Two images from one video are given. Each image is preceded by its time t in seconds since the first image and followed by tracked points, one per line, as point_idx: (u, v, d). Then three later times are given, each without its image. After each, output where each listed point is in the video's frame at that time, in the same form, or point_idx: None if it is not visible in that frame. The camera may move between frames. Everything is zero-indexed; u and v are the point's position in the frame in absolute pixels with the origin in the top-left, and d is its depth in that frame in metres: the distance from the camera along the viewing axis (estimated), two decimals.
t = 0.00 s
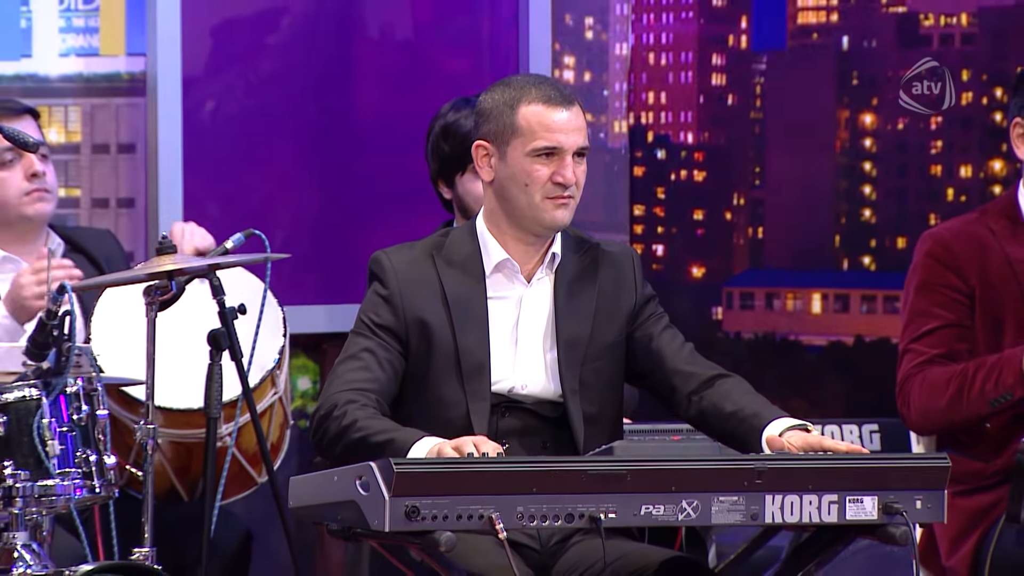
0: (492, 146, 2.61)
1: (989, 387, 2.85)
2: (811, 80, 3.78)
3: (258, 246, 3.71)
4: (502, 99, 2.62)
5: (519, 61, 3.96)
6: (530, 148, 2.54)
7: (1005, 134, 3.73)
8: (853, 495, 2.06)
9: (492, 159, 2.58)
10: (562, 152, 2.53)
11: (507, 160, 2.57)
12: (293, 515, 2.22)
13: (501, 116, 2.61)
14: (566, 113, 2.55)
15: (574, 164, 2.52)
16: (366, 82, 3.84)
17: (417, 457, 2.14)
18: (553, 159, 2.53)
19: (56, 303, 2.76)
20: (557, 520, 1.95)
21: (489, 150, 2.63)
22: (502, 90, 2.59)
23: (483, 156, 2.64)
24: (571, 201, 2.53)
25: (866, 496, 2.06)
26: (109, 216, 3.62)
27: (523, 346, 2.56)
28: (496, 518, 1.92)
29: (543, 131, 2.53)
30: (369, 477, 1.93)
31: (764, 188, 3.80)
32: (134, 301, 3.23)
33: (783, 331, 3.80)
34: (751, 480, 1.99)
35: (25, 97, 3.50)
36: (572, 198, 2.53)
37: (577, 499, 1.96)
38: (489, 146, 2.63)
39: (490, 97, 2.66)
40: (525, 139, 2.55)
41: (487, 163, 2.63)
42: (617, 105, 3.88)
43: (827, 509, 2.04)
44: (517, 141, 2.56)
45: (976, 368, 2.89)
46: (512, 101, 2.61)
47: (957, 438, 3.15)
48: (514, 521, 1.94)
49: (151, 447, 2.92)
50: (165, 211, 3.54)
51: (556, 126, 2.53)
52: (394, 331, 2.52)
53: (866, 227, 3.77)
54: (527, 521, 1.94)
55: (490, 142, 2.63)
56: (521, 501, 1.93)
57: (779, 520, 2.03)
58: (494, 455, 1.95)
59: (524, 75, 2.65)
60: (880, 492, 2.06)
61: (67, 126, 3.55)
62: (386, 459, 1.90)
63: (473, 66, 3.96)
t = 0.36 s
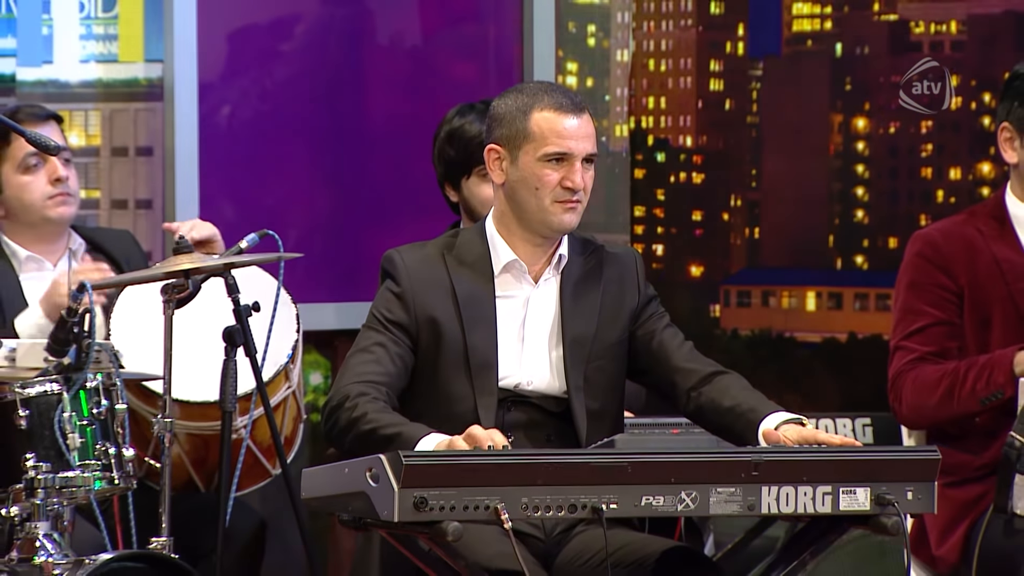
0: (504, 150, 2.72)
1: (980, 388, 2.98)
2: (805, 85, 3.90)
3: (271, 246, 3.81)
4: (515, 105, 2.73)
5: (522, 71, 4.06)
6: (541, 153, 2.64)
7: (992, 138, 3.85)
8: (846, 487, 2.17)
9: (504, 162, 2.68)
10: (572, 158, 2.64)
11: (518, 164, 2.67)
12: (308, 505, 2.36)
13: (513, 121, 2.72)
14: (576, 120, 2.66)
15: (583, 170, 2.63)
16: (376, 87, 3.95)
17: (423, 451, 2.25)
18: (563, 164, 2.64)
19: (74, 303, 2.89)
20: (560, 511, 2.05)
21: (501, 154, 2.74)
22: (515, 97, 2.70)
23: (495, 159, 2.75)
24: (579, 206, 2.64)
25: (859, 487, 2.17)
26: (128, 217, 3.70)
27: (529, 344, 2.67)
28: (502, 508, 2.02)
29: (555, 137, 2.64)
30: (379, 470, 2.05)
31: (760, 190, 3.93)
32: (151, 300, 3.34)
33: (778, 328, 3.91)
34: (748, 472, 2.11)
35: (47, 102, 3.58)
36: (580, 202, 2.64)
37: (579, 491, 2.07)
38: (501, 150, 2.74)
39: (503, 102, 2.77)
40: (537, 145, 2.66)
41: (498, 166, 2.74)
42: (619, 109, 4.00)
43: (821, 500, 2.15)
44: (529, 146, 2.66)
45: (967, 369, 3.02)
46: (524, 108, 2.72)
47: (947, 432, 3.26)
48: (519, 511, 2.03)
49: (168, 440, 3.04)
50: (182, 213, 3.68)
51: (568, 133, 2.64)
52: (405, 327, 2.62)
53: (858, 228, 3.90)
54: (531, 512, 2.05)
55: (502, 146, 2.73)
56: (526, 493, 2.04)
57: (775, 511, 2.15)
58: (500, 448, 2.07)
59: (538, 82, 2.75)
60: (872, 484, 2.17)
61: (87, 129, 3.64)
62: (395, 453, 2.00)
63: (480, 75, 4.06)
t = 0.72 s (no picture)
0: (504, 154, 2.84)
1: (971, 380, 3.09)
2: (801, 90, 4.03)
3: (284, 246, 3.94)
4: (514, 110, 2.85)
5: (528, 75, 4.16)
6: (539, 157, 2.75)
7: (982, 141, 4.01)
8: (841, 479, 2.27)
9: (504, 167, 2.80)
10: (569, 161, 2.75)
11: (518, 168, 2.79)
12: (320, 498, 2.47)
13: (512, 126, 2.84)
14: (572, 124, 2.78)
15: (580, 173, 2.75)
16: (385, 93, 4.08)
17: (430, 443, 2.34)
18: (561, 167, 2.75)
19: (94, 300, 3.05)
20: (564, 502, 2.17)
21: (501, 158, 2.86)
22: (514, 102, 2.81)
23: (496, 163, 2.87)
24: (578, 206, 2.75)
25: (853, 480, 2.27)
26: (146, 218, 3.83)
27: (533, 341, 2.78)
28: (507, 500, 2.13)
29: (551, 141, 2.75)
30: (388, 462, 2.16)
31: (756, 192, 4.05)
32: (169, 300, 3.47)
33: (775, 325, 4.05)
34: (745, 465, 2.21)
35: (67, 107, 3.71)
36: (578, 203, 2.76)
37: (583, 483, 2.18)
38: (501, 154, 2.86)
39: (502, 108, 2.88)
40: (535, 149, 2.77)
41: (499, 169, 2.86)
42: (621, 114, 4.09)
43: (817, 492, 2.25)
44: (527, 151, 2.78)
45: (958, 363, 3.13)
46: (523, 113, 2.84)
47: (937, 426, 3.38)
48: (524, 502, 2.15)
49: (185, 433, 3.17)
50: (199, 214, 3.80)
51: (564, 137, 2.75)
52: (412, 325, 2.74)
53: (853, 228, 4.04)
54: (536, 503, 2.16)
55: (502, 150, 2.85)
56: (530, 485, 2.15)
57: (772, 502, 2.25)
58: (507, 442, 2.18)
59: (535, 88, 2.87)
60: (866, 477, 2.28)
61: (106, 133, 3.78)
62: (404, 446, 2.11)
63: (487, 80, 4.17)
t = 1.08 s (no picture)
0: (511, 157, 2.95)
1: (966, 355, 3.20)
2: (801, 95, 4.15)
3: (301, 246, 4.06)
4: (521, 115, 2.96)
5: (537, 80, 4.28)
6: (543, 162, 2.86)
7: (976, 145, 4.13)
8: (840, 472, 2.38)
9: (511, 170, 2.91)
10: (572, 166, 2.85)
11: (524, 172, 2.90)
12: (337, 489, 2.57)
13: (519, 131, 2.95)
14: (576, 130, 2.88)
15: (582, 178, 2.85)
16: (399, 99, 4.20)
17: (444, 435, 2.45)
18: (564, 172, 2.86)
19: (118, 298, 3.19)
20: (572, 493, 2.27)
21: (509, 162, 2.97)
22: (521, 108, 2.92)
23: (504, 166, 2.98)
24: (580, 210, 2.86)
25: (851, 472, 2.38)
26: (168, 219, 4.00)
27: (541, 338, 2.90)
28: (517, 492, 2.25)
29: (556, 147, 2.86)
30: (402, 455, 2.27)
31: (758, 193, 4.16)
32: (191, 298, 3.64)
33: (776, 323, 4.17)
34: (747, 457, 2.32)
35: (91, 111, 3.90)
36: (581, 207, 2.86)
37: (589, 475, 2.29)
38: (508, 158, 2.97)
39: (511, 113, 3.00)
40: (540, 154, 2.88)
41: (506, 173, 2.97)
42: (627, 118, 4.19)
43: (816, 483, 2.36)
44: (532, 155, 2.88)
45: (953, 336, 3.24)
46: (530, 118, 2.95)
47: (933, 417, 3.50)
48: (533, 494, 2.26)
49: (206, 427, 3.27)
50: (218, 212, 3.91)
51: (567, 143, 2.86)
52: (425, 324, 2.85)
53: (852, 229, 4.17)
54: (545, 495, 2.27)
55: (510, 154, 2.97)
56: (540, 476, 2.26)
57: (773, 493, 2.36)
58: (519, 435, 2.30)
59: (543, 95, 2.97)
60: (864, 469, 2.38)
61: (129, 137, 3.95)
62: (417, 439, 2.22)
63: (497, 86, 4.29)
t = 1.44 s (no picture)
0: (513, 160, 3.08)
1: (963, 362, 3.33)
2: (799, 98, 4.26)
3: (314, 243, 4.19)
4: (523, 119, 3.08)
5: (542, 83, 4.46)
6: (542, 166, 2.99)
7: (968, 146, 4.23)
8: (835, 462, 2.49)
9: (512, 173, 3.04)
10: (570, 170, 2.98)
11: (525, 175, 3.03)
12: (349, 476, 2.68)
13: (521, 135, 3.07)
14: (574, 135, 3.00)
15: (580, 181, 2.98)
16: (410, 100, 4.33)
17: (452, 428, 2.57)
18: (563, 176, 2.99)
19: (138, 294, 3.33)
20: (576, 483, 2.39)
21: (511, 164, 3.11)
22: (522, 113, 3.05)
23: (507, 170, 3.13)
24: (579, 212, 2.98)
25: (847, 463, 2.50)
26: (185, 217, 4.12)
27: (546, 333, 3.01)
28: (523, 482, 2.35)
29: (554, 151, 2.99)
30: (412, 445, 2.38)
31: (757, 192, 4.28)
32: (208, 296, 3.80)
33: (773, 318, 4.28)
34: (746, 448, 2.44)
35: (111, 114, 4.03)
36: (580, 209, 2.99)
37: (593, 466, 2.39)
38: (511, 161, 3.12)
39: (514, 117, 3.12)
40: (539, 158, 3.00)
41: (510, 175, 3.11)
42: (629, 120, 4.34)
43: (813, 473, 2.48)
44: (532, 159, 3.01)
45: (951, 345, 3.37)
46: (531, 122, 3.07)
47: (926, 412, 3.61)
48: (539, 483, 2.37)
49: (222, 418, 3.41)
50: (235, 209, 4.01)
51: (566, 147, 2.98)
52: (432, 320, 2.96)
53: (846, 227, 4.27)
54: (551, 484, 2.38)
55: (512, 157, 3.10)
56: (545, 467, 2.37)
57: (771, 483, 2.47)
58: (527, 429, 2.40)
59: (544, 99, 3.10)
60: (858, 459, 2.50)
61: (148, 139, 4.08)
62: (427, 430, 2.33)
63: (505, 87, 4.47)
